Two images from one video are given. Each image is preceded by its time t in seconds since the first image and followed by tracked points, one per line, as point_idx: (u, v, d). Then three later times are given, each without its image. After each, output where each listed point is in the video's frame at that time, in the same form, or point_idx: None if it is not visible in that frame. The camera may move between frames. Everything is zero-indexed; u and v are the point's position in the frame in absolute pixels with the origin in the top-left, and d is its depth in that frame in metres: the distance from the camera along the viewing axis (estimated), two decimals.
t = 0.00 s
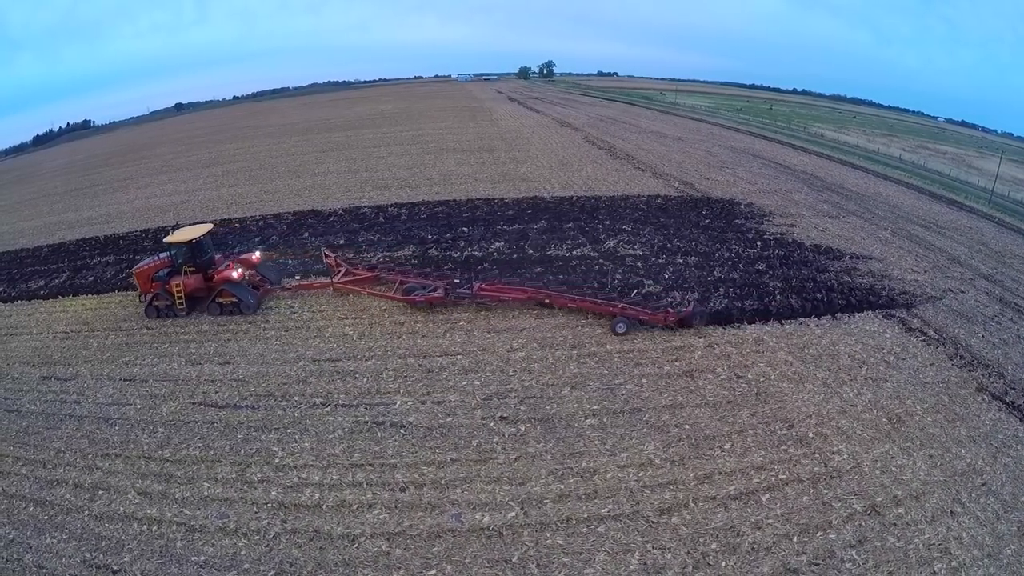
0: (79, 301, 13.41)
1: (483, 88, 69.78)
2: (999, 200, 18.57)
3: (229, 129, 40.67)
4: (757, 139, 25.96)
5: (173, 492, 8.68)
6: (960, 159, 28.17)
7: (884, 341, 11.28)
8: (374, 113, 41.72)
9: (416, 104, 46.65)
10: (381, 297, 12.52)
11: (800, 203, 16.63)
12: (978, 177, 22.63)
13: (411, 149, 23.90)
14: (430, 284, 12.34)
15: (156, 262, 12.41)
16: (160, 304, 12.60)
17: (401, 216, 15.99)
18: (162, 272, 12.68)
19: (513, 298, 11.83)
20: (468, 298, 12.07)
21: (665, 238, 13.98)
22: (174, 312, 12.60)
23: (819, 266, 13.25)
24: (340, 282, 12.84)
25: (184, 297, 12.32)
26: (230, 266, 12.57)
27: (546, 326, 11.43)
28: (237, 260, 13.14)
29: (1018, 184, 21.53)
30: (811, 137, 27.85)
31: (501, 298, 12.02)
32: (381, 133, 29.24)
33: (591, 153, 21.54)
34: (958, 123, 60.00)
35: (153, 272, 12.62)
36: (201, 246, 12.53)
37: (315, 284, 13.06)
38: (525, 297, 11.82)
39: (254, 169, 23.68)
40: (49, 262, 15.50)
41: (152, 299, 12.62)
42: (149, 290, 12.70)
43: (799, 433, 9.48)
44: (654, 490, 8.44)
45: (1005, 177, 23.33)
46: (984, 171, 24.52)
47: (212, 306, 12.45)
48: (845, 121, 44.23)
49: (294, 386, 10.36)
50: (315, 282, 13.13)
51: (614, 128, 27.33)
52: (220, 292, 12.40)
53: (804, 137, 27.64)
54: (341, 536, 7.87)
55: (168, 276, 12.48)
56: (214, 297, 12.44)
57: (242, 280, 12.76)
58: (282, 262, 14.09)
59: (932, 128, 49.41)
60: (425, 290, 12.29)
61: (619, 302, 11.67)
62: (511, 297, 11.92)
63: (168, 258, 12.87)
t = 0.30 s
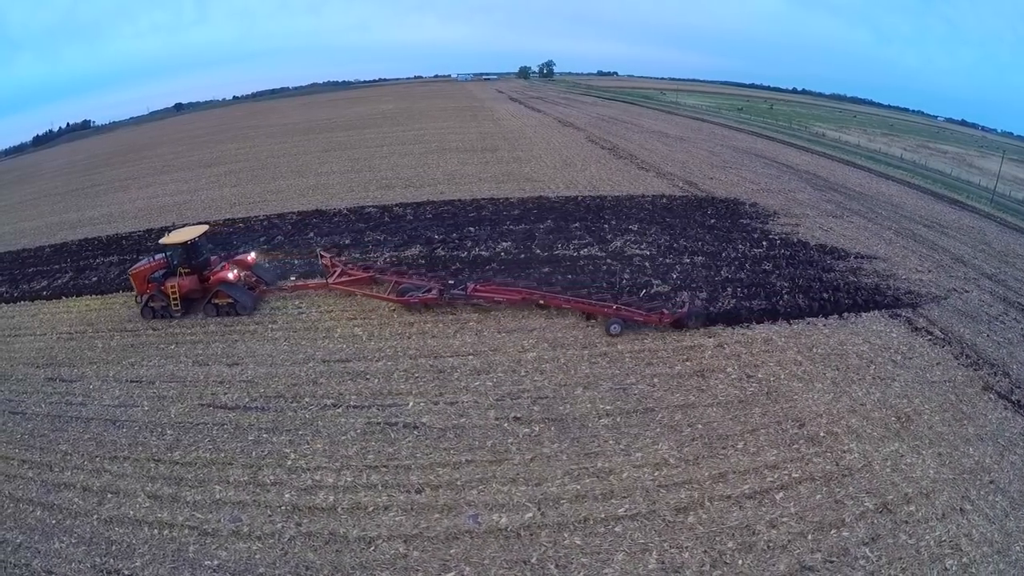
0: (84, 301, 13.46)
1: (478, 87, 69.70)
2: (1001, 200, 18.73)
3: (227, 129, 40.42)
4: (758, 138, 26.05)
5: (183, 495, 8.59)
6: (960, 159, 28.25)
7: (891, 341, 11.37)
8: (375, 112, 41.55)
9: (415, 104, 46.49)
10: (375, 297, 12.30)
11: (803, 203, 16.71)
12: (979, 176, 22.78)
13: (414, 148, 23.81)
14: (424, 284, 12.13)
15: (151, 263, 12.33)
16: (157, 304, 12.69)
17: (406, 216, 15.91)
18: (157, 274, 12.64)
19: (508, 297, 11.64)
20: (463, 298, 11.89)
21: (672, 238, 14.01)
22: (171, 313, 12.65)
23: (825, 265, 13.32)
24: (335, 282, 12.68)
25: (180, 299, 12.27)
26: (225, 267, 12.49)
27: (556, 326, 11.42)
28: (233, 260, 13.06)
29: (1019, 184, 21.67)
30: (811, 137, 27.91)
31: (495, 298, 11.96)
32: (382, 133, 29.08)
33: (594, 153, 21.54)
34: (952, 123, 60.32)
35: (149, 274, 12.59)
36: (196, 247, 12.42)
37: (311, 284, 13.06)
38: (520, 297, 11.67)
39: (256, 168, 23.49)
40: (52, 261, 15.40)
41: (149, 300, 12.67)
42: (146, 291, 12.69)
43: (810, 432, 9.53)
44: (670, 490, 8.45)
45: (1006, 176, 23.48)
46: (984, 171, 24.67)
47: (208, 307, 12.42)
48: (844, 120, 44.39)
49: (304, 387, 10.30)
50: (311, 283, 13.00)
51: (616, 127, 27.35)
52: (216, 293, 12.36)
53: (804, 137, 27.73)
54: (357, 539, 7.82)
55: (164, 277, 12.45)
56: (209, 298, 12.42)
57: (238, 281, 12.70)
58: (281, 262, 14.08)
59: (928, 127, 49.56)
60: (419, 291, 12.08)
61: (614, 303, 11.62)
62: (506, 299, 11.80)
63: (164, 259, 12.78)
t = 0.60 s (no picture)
0: (89, 303, 13.67)
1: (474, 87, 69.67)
2: (1003, 200, 18.91)
3: (225, 130, 40.23)
4: (759, 138, 26.17)
5: (196, 499, 8.49)
6: (961, 160, 28.32)
7: (899, 341, 11.48)
8: (375, 112, 41.42)
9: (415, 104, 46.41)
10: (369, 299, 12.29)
11: (807, 203, 16.82)
12: (980, 176, 22.98)
13: (417, 148, 23.73)
14: (419, 286, 12.13)
15: (147, 265, 12.49)
16: (153, 306, 12.85)
17: (412, 216, 15.84)
18: (153, 276, 12.78)
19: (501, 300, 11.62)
20: (457, 299, 11.88)
21: (679, 238, 14.05)
22: (167, 315, 12.80)
23: (831, 266, 13.40)
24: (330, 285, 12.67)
25: (176, 300, 12.38)
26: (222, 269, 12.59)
27: (567, 327, 11.42)
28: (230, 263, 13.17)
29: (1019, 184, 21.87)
30: (811, 137, 27.99)
31: (488, 301, 12.02)
32: (384, 133, 28.92)
33: (596, 153, 21.58)
34: (948, 123, 60.61)
35: (146, 275, 12.74)
36: (193, 249, 12.54)
37: (305, 286, 13.14)
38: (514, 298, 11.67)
39: (259, 168, 23.32)
40: (55, 262, 15.45)
41: (145, 301, 12.82)
42: (142, 292, 12.84)
43: (822, 432, 9.60)
44: (687, 490, 8.48)
45: (1007, 177, 23.67)
46: (985, 171, 24.87)
47: (205, 309, 12.52)
48: (844, 120, 44.54)
49: (316, 390, 10.25)
50: (306, 286, 12.99)
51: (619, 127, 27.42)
52: (212, 295, 12.47)
53: (804, 137, 27.87)
54: (376, 542, 7.77)
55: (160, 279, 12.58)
56: (206, 300, 12.51)
57: (234, 283, 12.78)
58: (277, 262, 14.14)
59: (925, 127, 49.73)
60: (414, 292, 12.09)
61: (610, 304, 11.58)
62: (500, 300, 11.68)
63: (160, 261, 12.91)
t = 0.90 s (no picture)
0: (98, 304, 13.92)
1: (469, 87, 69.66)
2: (1006, 200, 19.13)
3: (224, 130, 40.07)
4: (760, 139, 26.30)
5: (212, 503, 8.40)
6: (963, 161, 28.37)
7: (907, 342, 11.59)
8: (375, 112, 41.26)
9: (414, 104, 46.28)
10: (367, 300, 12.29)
11: (812, 204, 16.93)
12: (983, 177, 23.19)
13: (421, 149, 23.63)
14: (417, 288, 12.14)
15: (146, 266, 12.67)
16: (152, 307, 13.07)
17: (420, 217, 15.78)
18: (152, 278, 12.97)
19: (500, 300, 11.56)
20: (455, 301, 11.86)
21: (687, 239, 14.10)
22: (165, 316, 12.98)
23: (838, 267, 13.50)
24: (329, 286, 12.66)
25: (174, 302, 12.55)
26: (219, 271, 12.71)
27: (580, 328, 11.41)
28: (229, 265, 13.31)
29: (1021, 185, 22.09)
30: (812, 138, 28.09)
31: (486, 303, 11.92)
32: (387, 133, 28.77)
33: (600, 153, 21.62)
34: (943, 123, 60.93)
35: (144, 276, 12.95)
36: (190, 251, 12.67)
37: (302, 288, 13.05)
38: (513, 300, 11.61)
39: (263, 168, 23.19)
40: (58, 263, 15.83)
41: (144, 303, 13.05)
42: (141, 293, 13.06)
43: (835, 432, 9.68)
44: (706, 490, 8.52)
45: (1009, 177, 23.87)
46: (987, 172, 25.08)
47: (202, 311, 12.67)
48: (845, 120, 44.66)
49: (330, 392, 10.22)
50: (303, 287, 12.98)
51: (623, 127, 27.48)
52: (210, 297, 12.61)
53: (806, 137, 28.03)
54: (397, 546, 7.72)
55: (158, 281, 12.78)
56: (204, 302, 12.66)
57: (232, 285, 12.90)
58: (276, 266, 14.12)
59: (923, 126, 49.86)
60: (411, 295, 12.11)
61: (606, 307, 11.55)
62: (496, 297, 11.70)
63: (159, 263, 13.14)
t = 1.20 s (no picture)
0: (116, 302, 14.26)
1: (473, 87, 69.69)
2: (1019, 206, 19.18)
3: (233, 128, 40.12)
4: (771, 141, 26.34)
5: (234, 505, 8.35)
6: (976, 166, 28.26)
7: (923, 347, 11.64)
8: (385, 112, 41.22)
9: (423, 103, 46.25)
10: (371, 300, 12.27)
11: (826, 208, 16.97)
12: (995, 181, 23.22)
13: (434, 149, 23.55)
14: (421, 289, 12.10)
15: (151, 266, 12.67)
16: (158, 306, 13.26)
17: (436, 218, 15.74)
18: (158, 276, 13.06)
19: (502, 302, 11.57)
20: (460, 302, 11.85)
21: (703, 242, 14.12)
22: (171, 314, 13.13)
23: (854, 271, 13.55)
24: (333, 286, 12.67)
25: (180, 301, 12.63)
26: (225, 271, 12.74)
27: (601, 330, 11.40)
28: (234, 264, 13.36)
29: None
30: (823, 141, 28.08)
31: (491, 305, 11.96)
32: (399, 133, 28.70)
33: (613, 155, 21.62)
34: (949, 126, 60.89)
35: (150, 275, 13.03)
36: (197, 250, 12.57)
37: (308, 289, 13.04)
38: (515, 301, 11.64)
39: (274, 167, 23.14)
40: (72, 261, 16.32)
41: (150, 302, 13.18)
42: (146, 292, 13.14)
43: (855, 436, 9.71)
44: (730, 493, 8.54)
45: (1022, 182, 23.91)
46: (999, 177, 25.11)
47: (207, 310, 12.77)
48: (855, 123, 44.56)
49: (352, 393, 10.21)
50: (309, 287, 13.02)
51: (635, 128, 27.48)
52: (216, 297, 12.70)
53: (818, 140, 28.07)
54: (425, 549, 7.69)
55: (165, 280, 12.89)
56: (210, 301, 12.76)
57: (238, 285, 12.96)
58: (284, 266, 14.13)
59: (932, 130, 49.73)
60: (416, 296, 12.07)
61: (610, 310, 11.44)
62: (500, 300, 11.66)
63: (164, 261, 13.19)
